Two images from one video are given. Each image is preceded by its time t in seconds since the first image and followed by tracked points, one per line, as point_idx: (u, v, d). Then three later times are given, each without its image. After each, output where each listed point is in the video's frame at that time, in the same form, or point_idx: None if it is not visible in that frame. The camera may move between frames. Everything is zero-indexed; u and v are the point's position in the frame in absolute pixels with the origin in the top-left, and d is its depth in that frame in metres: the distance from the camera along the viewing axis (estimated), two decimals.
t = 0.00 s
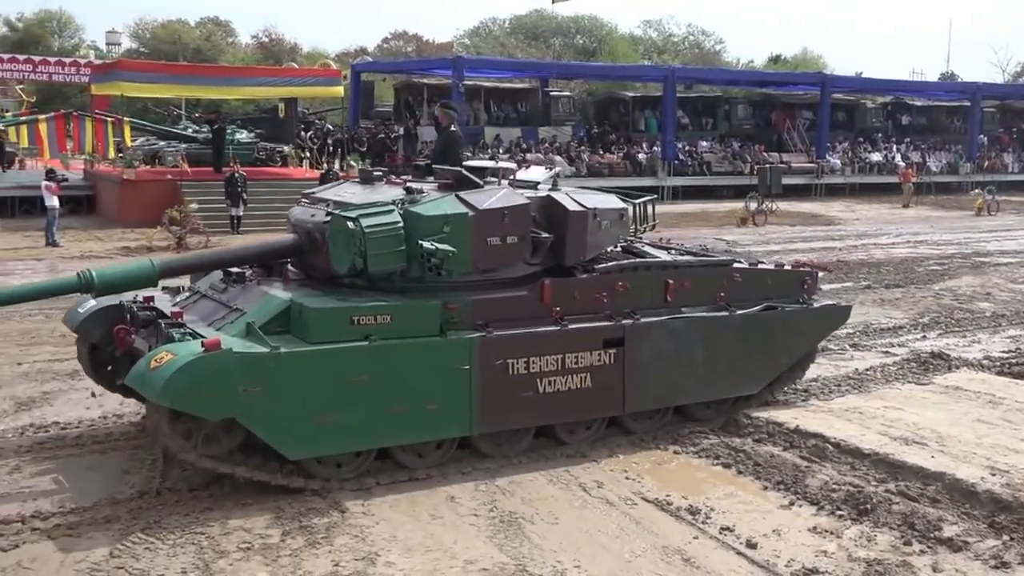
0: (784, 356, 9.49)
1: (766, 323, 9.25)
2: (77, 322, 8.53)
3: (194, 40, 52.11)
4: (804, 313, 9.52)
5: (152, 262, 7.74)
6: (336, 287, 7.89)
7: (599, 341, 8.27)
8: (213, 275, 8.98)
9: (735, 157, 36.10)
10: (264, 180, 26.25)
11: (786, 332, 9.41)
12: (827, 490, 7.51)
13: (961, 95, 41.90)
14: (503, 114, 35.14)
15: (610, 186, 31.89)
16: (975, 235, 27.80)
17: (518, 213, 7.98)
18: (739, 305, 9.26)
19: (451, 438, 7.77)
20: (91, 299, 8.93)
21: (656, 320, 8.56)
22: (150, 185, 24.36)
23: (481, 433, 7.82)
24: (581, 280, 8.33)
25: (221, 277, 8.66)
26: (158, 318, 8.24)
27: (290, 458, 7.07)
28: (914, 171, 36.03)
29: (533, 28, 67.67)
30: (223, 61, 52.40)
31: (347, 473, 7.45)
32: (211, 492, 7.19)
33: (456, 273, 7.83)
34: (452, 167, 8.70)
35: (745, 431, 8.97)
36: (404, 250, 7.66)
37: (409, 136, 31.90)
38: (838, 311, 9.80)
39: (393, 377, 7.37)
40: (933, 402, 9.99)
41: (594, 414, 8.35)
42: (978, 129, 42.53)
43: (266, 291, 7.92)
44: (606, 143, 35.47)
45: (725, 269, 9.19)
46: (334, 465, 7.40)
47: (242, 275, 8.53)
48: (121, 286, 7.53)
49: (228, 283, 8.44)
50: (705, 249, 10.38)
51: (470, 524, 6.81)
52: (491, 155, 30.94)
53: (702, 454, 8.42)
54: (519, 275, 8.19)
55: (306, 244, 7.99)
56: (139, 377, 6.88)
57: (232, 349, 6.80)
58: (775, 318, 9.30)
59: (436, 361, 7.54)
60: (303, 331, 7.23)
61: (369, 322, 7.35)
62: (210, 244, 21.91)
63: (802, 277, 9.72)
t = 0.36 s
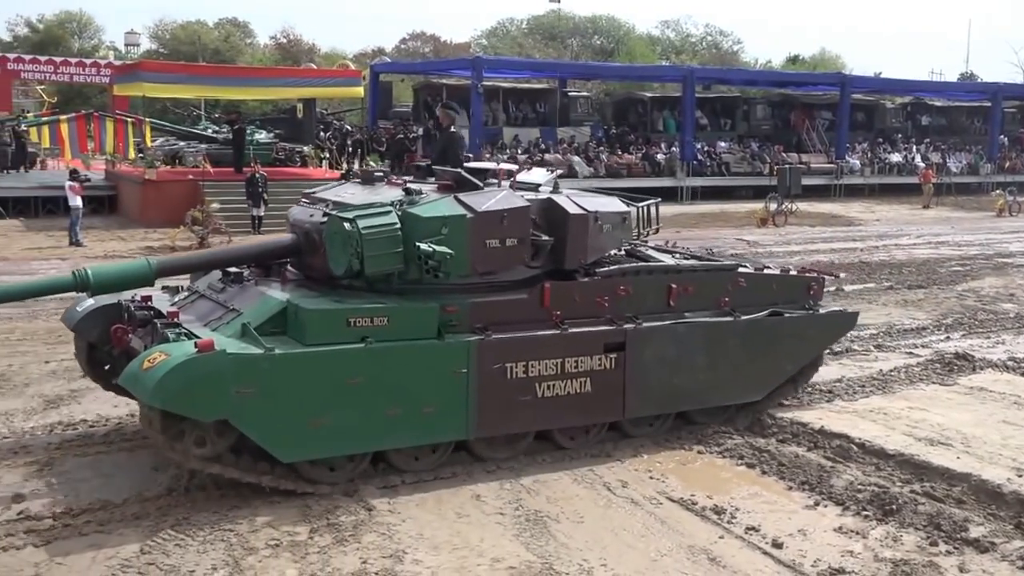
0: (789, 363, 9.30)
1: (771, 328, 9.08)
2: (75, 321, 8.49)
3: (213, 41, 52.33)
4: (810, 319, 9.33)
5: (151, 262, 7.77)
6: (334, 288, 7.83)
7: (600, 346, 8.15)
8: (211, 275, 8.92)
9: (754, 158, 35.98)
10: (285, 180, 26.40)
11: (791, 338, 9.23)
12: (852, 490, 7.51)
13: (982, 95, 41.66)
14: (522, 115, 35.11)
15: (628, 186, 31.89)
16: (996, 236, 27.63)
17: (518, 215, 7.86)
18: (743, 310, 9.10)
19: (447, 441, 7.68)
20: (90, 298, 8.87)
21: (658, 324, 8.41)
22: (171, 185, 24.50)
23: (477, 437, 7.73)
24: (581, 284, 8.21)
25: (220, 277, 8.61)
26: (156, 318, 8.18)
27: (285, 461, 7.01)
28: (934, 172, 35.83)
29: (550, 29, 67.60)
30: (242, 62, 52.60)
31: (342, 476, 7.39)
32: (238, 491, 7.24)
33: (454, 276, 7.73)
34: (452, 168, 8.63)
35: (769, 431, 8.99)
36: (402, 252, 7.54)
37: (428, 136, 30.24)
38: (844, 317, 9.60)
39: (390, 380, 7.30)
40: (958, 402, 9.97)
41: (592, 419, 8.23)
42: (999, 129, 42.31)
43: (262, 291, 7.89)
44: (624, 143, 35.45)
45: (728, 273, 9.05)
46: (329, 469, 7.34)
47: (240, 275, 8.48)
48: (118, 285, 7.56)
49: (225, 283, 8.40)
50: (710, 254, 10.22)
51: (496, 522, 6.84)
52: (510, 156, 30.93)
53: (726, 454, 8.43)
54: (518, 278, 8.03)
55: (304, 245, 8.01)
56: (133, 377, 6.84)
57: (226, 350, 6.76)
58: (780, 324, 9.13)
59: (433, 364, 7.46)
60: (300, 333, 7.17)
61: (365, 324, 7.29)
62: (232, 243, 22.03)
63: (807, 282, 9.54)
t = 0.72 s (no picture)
0: (787, 367, 9.14)
1: (770, 331, 8.95)
2: (66, 320, 8.32)
3: (232, 42, 52.57)
4: (809, 323, 9.18)
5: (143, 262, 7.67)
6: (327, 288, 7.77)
7: (595, 348, 8.06)
8: (204, 275, 8.80)
9: (773, 158, 35.89)
10: (304, 180, 26.55)
11: (791, 342, 9.10)
12: (877, 491, 7.52)
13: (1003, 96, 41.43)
14: (541, 115, 35.11)
15: (646, 187, 31.89)
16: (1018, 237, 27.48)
17: (513, 216, 7.82)
18: (740, 313, 8.97)
19: (441, 443, 7.62)
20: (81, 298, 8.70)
21: (654, 327, 8.31)
22: (192, 186, 24.65)
23: (470, 439, 7.66)
24: (577, 285, 8.11)
25: (213, 277, 8.50)
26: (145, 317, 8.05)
27: (276, 461, 6.95)
28: (954, 173, 35.61)
29: (567, 29, 67.59)
30: (260, 63, 52.85)
31: (336, 478, 7.34)
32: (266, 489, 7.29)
33: (445, 276, 7.67)
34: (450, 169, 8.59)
35: (790, 431, 9.00)
36: (395, 251, 7.50)
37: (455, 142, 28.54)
38: (843, 321, 9.44)
39: (381, 381, 7.25)
40: (979, 404, 9.96)
41: (588, 422, 8.13)
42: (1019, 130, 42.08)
43: (254, 291, 7.81)
44: (643, 143, 35.46)
45: (726, 276, 8.91)
46: (323, 470, 7.29)
47: (233, 276, 8.36)
48: (109, 285, 7.48)
49: (218, 283, 8.29)
50: (711, 256, 10.11)
51: (522, 521, 6.88)
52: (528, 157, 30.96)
53: (749, 455, 8.44)
54: (512, 278, 7.96)
55: (299, 244, 7.95)
56: (122, 376, 6.79)
57: (216, 350, 6.70)
58: (778, 327, 8.98)
59: (425, 365, 7.40)
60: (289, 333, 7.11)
61: (356, 324, 7.23)
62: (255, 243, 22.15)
63: (805, 286, 9.41)
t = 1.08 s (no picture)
0: (793, 370, 9.02)
1: (775, 334, 8.83)
2: (66, 322, 8.30)
3: (251, 43, 52.81)
4: (816, 325, 9.05)
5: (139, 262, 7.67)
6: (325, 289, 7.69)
7: (596, 350, 7.99)
8: (205, 276, 8.76)
9: (792, 158, 35.80)
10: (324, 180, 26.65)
11: (798, 345, 8.98)
12: (902, 491, 7.51)
13: None
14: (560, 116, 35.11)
15: (665, 188, 31.87)
16: None
17: (511, 216, 7.73)
18: (746, 315, 8.85)
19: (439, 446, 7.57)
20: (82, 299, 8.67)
21: (656, 329, 8.23)
22: (214, 186, 24.77)
23: (468, 441, 7.61)
24: (576, 287, 8.03)
25: (212, 279, 8.46)
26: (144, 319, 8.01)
27: (270, 463, 6.93)
28: (975, 173, 35.39)
29: (585, 30, 67.60)
30: (278, 63, 53.07)
31: (331, 480, 7.32)
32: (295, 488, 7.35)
33: (443, 277, 7.59)
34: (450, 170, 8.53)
35: (815, 432, 9.00)
36: (392, 253, 7.41)
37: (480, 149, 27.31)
38: (852, 323, 9.29)
39: (379, 382, 7.20)
40: (1005, 405, 9.92)
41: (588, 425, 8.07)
42: None
43: (252, 292, 7.76)
44: (661, 144, 35.46)
45: (732, 278, 8.81)
46: (320, 472, 7.29)
47: (233, 277, 8.30)
48: (107, 286, 7.50)
49: (216, 284, 8.25)
50: (718, 257, 10.03)
51: (548, 520, 6.91)
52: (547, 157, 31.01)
53: (774, 454, 8.45)
54: (512, 280, 7.92)
55: (296, 245, 7.85)
56: (116, 377, 6.76)
57: (211, 351, 6.67)
58: (784, 330, 8.86)
59: (423, 367, 7.35)
60: (286, 334, 7.06)
61: (353, 326, 7.16)
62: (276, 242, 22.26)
63: (813, 287, 9.25)
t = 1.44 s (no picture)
0: (797, 374, 8.96)
1: (778, 337, 8.77)
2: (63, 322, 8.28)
3: (269, 43, 53.01)
4: (821, 330, 9.00)
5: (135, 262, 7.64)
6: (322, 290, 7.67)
7: (596, 353, 7.94)
8: (203, 277, 8.76)
9: (811, 159, 35.73)
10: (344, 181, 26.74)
11: (803, 349, 8.92)
12: (927, 492, 7.51)
13: None
14: (578, 116, 35.07)
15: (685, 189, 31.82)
16: None
17: (509, 218, 7.68)
18: (750, 318, 8.81)
19: (432, 449, 7.51)
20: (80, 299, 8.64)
21: (658, 332, 8.18)
22: (236, 186, 24.90)
23: (464, 444, 7.55)
24: (575, 288, 7.99)
25: (210, 279, 8.45)
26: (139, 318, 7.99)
27: (262, 465, 6.87)
28: (996, 174, 35.19)
29: (602, 30, 67.63)
30: (297, 64, 53.26)
31: (324, 482, 7.26)
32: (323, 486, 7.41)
33: (440, 279, 7.54)
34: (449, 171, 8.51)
35: (840, 432, 9.00)
36: (388, 253, 7.36)
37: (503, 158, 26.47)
38: (858, 326, 9.23)
39: (375, 384, 7.15)
40: None
41: (587, 429, 8.01)
42: None
43: (249, 292, 7.76)
44: (680, 145, 35.45)
45: (735, 280, 8.79)
46: (329, 469, 7.29)
47: (231, 276, 8.30)
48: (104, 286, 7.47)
49: (214, 285, 8.24)
50: (723, 260, 9.97)
51: (574, 519, 6.94)
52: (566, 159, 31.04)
53: (798, 455, 8.45)
54: (512, 282, 7.85)
55: (293, 246, 7.81)
56: (108, 377, 6.68)
57: (204, 352, 6.59)
58: (788, 333, 8.81)
59: (420, 368, 7.29)
60: (281, 334, 7.00)
61: (349, 326, 7.09)
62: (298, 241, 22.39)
63: (818, 290, 9.21)
